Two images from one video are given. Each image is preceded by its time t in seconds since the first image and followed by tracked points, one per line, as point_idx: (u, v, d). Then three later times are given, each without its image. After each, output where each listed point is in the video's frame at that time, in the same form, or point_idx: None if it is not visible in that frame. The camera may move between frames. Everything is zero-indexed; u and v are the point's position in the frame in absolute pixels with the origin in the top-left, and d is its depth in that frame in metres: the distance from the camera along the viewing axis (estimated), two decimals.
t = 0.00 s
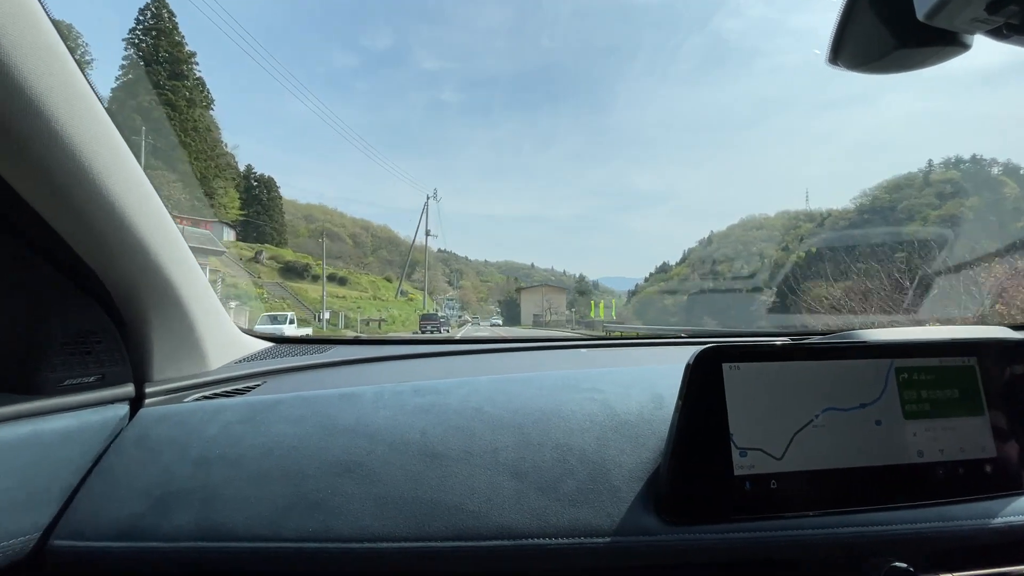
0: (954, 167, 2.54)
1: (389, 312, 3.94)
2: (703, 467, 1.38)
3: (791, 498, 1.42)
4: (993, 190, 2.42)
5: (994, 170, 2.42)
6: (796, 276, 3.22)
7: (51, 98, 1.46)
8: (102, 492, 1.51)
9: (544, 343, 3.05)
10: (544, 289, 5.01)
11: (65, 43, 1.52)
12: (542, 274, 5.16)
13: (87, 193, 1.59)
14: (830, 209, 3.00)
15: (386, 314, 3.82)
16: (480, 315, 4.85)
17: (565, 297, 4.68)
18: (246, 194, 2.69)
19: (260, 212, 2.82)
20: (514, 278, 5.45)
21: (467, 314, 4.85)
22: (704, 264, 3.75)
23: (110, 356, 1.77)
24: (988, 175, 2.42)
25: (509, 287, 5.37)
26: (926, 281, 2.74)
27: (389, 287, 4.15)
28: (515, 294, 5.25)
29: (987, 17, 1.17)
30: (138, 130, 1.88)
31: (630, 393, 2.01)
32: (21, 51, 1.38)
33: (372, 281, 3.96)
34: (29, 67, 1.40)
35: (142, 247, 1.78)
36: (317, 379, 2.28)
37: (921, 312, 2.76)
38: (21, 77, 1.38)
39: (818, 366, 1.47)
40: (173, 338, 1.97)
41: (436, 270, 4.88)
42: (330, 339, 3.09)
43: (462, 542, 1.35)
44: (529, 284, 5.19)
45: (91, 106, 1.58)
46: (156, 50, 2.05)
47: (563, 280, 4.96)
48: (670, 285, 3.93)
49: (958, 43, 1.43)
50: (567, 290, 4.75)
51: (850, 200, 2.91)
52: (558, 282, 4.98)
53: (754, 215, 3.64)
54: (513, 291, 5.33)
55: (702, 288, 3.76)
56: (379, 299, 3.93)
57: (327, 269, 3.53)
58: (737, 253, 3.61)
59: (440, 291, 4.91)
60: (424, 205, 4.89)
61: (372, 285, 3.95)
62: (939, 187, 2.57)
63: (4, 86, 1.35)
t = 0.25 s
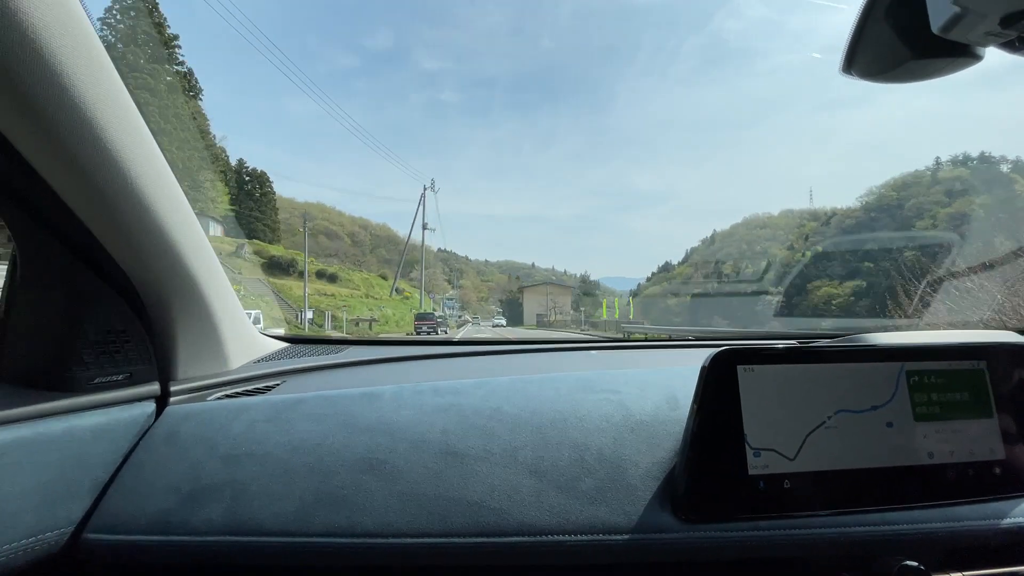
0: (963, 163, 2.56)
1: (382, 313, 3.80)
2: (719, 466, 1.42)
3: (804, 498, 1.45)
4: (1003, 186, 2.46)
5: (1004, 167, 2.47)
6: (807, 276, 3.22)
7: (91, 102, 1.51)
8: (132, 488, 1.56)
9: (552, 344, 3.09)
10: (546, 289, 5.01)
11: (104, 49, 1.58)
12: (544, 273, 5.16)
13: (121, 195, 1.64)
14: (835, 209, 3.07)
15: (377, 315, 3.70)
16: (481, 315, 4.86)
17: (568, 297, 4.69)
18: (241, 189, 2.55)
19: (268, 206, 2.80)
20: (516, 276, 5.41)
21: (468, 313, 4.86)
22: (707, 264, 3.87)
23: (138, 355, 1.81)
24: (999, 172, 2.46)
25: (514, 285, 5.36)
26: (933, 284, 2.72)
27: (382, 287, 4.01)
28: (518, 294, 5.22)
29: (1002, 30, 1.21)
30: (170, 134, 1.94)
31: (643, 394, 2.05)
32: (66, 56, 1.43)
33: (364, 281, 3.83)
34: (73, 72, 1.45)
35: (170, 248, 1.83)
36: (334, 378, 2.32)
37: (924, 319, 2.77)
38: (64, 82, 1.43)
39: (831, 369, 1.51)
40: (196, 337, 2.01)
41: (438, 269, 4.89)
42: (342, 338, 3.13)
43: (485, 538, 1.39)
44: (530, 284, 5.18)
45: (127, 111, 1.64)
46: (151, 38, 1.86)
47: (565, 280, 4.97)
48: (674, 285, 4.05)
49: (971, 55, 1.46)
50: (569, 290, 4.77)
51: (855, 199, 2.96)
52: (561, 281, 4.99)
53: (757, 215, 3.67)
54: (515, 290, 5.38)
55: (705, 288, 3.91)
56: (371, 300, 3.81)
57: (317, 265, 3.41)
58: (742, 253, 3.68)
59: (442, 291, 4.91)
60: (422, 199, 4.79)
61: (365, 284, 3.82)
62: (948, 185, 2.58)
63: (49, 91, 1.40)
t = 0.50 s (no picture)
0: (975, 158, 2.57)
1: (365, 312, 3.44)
2: (709, 463, 1.40)
3: (796, 495, 1.43)
4: (1014, 183, 2.48)
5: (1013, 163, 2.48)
6: (814, 275, 3.15)
7: (74, 93, 1.50)
8: (118, 484, 1.55)
9: (550, 342, 3.06)
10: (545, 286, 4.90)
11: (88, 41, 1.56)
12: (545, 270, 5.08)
13: (104, 188, 1.63)
14: (840, 207, 3.06)
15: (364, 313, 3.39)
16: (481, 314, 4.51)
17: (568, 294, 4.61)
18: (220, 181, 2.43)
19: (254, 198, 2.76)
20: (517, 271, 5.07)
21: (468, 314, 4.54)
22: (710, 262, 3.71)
23: (125, 351, 1.80)
24: (1011, 168, 2.46)
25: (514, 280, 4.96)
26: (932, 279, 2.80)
27: (375, 286, 3.66)
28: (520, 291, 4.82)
29: (997, 19, 1.18)
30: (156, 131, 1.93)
31: (636, 391, 2.03)
32: (48, 47, 1.41)
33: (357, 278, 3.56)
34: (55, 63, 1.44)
35: (157, 242, 1.81)
36: (326, 374, 2.30)
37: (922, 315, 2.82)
38: (46, 74, 1.42)
39: (823, 365, 1.49)
40: (185, 333, 2.00)
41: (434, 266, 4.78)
42: (337, 335, 3.11)
43: (472, 535, 1.38)
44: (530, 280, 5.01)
45: (111, 103, 1.62)
46: (122, 9, 1.70)
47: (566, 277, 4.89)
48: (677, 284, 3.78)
49: (967, 45, 1.43)
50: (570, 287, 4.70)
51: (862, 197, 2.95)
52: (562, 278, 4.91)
53: (761, 213, 3.61)
54: (517, 288, 4.88)
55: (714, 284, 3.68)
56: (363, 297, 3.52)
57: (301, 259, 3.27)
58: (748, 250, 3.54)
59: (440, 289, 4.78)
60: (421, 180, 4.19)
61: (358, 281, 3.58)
62: (960, 181, 2.59)
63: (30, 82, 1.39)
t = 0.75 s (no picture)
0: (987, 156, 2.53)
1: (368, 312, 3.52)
2: (710, 465, 1.39)
3: (797, 497, 1.43)
4: None
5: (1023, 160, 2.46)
6: (823, 275, 3.09)
7: (71, 98, 1.50)
8: (119, 488, 1.55)
9: (551, 343, 3.06)
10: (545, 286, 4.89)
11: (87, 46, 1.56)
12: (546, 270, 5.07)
13: (104, 193, 1.63)
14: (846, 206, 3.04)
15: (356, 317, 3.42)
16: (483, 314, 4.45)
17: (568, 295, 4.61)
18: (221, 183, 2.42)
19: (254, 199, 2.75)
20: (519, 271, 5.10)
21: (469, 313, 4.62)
22: (714, 263, 3.72)
23: (126, 354, 1.80)
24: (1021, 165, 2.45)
25: (517, 280, 5.07)
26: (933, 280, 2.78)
27: (367, 283, 3.67)
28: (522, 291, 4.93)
29: (997, 20, 1.18)
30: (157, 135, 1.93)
31: (637, 392, 2.03)
32: (46, 52, 1.42)
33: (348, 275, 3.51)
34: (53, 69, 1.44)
35: (157, 246, 1.81)
36: (327, 376, 2.31)
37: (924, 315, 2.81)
38: (43, 78, 1.42)
39: (825, 366, 1.48)
40: (186, 336, 2.00)
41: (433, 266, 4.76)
42: (339, 337, 3.12)
43: (473, 538, 1.38)
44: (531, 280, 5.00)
45: (109, 108, 1.62)
46: None
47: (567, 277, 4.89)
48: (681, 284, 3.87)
49: (968, 45, 1.43)
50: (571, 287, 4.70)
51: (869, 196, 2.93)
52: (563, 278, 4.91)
53: (764, 213, 3.64)
54: (520, 287, 5.05)
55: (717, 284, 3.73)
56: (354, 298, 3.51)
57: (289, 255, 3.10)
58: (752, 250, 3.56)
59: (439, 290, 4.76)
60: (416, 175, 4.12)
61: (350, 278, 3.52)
62: (969, 178, 2.56)
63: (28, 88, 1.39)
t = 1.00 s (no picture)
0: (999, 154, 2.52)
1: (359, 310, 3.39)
2: (715, 463, 1.40)
3: (802, 495, 1.43)
4: None
5: None
6: (832, 274, 3.09)
7: (81, 97, 1.51)
8: (126, 485, 1.56)
9: (553, 342, 3.06)
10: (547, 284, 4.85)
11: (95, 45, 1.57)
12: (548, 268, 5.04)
13: (111, 191, 1.64)
14: (855, 204, 2.99)
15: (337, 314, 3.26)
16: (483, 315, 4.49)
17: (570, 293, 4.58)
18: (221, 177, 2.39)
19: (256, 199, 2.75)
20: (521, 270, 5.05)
21: (469, 313, 4.53)
22: (720, 262, 3.73)
23: (132, 352, 1.81)
24: None
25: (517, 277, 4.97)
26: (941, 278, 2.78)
27: (355, 279, 3.49)
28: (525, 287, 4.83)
29: (1004, 17, 1.18)
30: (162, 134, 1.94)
31: (641, 391, 2.03)
32: (55, 50, 1.42)
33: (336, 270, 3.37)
34: (61, 68, 1.45)
35: (163, 244, 1.82)
36: (331, 375, 2.31)
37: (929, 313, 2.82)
38: (51, 77, 1.43)
39: (829, 364, 1.48)
40: (191, 334, 2.01)
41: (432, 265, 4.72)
42: (341, 337, 3.12)
43: (479, 535, 1.38)
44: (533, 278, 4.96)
45: (118, 106, 1.63)
46: None
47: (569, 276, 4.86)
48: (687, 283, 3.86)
49: (974, 43, 1.43)
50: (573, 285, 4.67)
51: (877, 193, 2.90)
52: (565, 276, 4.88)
53: (769, 211, 3.63)
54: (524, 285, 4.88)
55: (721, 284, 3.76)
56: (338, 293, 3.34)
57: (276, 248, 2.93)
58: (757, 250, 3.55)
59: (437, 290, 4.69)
60: (405, 159, 4.03)
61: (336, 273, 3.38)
62: (980, 175, 2.55)
63: (37, 86, 1.40)
